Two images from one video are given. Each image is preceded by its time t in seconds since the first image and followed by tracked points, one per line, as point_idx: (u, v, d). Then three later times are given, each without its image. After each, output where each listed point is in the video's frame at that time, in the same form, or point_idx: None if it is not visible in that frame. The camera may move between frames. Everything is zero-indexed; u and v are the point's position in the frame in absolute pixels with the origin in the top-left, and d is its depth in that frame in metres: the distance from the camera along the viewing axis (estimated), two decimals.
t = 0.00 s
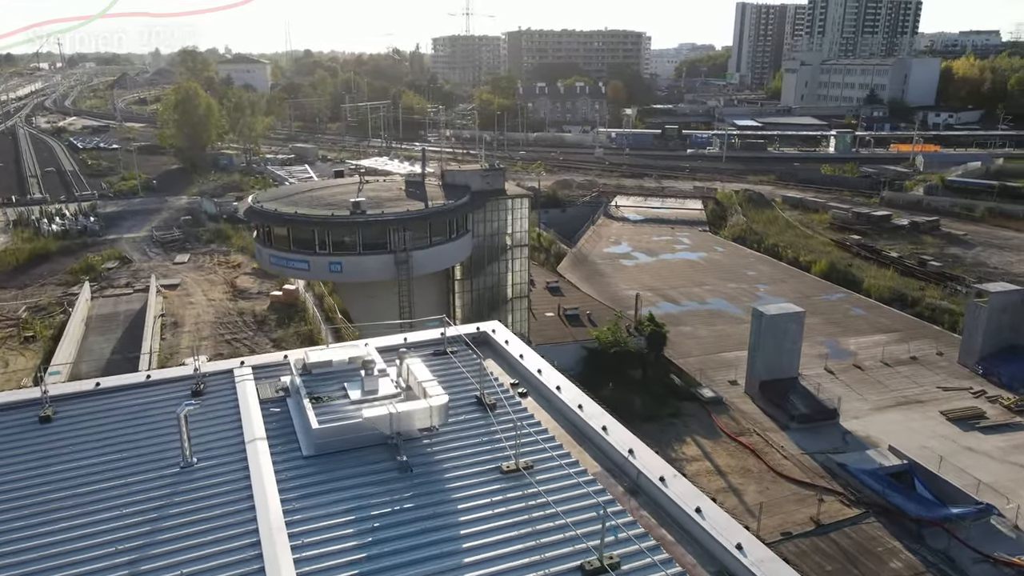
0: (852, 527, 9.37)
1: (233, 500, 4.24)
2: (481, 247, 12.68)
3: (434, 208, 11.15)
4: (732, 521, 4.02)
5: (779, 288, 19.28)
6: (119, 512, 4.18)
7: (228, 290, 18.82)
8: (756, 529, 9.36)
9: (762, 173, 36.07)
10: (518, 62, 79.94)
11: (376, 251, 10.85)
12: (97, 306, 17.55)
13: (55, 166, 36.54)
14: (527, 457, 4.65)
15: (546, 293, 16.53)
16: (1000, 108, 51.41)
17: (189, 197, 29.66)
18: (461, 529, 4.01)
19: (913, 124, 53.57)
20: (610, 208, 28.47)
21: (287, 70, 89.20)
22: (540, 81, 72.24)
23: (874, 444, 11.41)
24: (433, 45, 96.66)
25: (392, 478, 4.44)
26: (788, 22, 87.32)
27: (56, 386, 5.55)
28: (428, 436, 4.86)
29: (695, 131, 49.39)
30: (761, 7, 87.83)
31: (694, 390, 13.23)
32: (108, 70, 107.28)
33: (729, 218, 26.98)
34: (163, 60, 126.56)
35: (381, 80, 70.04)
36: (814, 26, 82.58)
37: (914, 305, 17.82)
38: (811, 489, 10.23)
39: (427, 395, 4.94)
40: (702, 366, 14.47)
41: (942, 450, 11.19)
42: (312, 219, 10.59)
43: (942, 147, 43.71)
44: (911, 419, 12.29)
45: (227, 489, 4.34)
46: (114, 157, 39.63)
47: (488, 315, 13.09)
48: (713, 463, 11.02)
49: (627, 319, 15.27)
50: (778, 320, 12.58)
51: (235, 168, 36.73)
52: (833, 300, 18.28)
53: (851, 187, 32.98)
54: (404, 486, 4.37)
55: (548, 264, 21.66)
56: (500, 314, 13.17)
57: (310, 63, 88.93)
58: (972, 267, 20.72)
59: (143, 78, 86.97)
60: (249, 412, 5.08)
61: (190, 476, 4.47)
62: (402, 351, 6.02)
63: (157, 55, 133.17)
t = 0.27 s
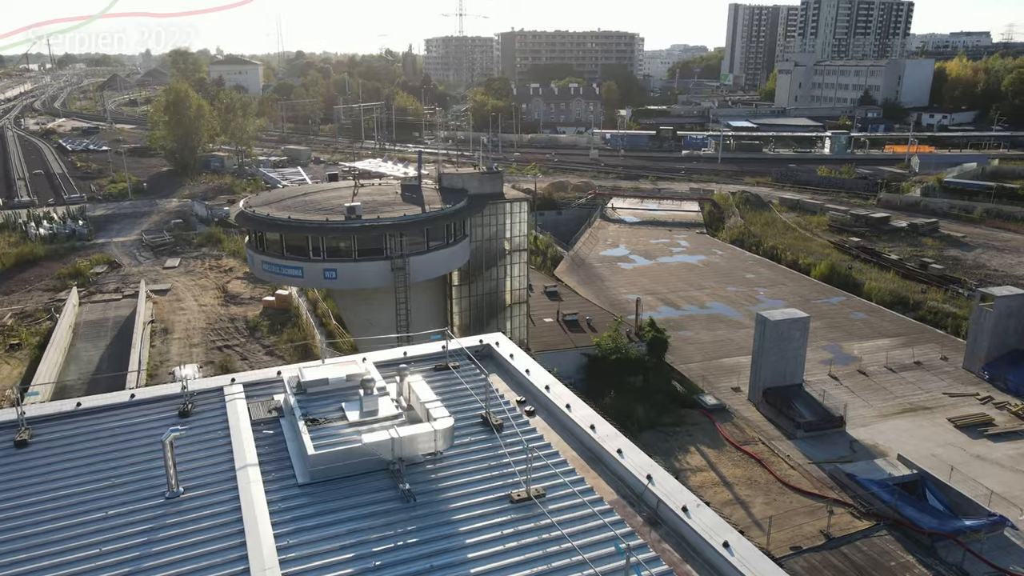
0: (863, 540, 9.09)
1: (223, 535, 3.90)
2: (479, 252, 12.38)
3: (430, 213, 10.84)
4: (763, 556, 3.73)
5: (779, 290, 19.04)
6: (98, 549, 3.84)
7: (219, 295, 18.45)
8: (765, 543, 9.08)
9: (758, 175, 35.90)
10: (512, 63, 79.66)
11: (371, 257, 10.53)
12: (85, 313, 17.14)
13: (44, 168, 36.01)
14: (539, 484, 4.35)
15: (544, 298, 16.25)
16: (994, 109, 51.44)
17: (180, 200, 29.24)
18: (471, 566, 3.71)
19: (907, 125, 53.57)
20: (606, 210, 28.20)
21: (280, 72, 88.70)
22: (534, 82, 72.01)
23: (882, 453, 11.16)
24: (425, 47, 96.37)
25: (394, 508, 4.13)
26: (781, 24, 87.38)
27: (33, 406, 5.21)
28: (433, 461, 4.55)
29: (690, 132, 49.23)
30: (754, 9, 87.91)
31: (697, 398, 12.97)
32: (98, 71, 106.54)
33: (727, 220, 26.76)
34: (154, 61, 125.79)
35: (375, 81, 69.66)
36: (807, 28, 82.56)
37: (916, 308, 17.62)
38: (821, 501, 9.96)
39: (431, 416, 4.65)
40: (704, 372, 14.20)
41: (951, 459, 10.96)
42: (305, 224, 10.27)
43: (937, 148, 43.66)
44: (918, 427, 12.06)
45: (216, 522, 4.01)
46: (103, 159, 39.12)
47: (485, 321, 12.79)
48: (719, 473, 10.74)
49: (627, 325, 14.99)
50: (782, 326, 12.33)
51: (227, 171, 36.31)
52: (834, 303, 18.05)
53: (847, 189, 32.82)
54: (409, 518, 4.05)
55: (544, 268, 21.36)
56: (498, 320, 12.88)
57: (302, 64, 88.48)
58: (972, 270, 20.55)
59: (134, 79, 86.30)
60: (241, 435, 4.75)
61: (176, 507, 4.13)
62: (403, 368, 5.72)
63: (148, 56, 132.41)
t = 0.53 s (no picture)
0: (876, 555, 8.83)
1: None
2: (478, 257, 12.09)
3: (428, 218, 10.53)
4: None
5: (779, 294, 18.80)
6: None
7: (210, 300, 18.09)
8: (775, 559, 8.81)
9: (755, 176, 35.71)
10: (506, 64, 79.40)
11: (367, 264, 10.22)
12: (73, 319, 16.76)
13: (33, 171, 35.54)
14: (552, 517, 4.05)
15: (543, 303, 15.97)
16: (988, 110, 51.44)
17: (171, 203, 28.84)
18: None
19: (902, 126, 53.53)
20: (602, 212, 27.93)
21: (272, 73, 88.23)
22: (528, 83, 71.79)
23: (891, 463, 10.91)
24: (419, 47, 96.05)
25: (397, 544, 3.81)
26: (775, 25, 87.43)
27: (8, 431, 4.90)
28: (436, 490, 4.25)
29: (685, 133, 49.06)
30: (747, 10, 87.87)
31: (700, 406, 12.70)
32: (89, 72, 105.91)
33: (725, 223, 26.53)
34: (145, 63, 125.15)
35: (368, 82, 69.30)
36: (800, 29, 82.57)
37: (919, 312, 17.40)
38: (830, 514, 9.69)
39: (434, 443, 4.35)
40: (706, 379, 13.94)
41: (962, 470, 10.71)
42: (298, 229, 9.95)
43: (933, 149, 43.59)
44: (926, 435, 11.81)
45: (202, 561, 3.68)
46: (94, 161, 38.65)
47: (484, 328, 12.49)
48: (725, 485, 10.47)
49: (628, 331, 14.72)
50: (788, 332, 12.07)
51: (219, 173, 35.91)
52: (836, 307, 17.82)
53: (845, 190, 32.64)
54: (412, 555, 3.75)
55: (542, 271, 21.06)
56: (497, 327, 12.59)
57: (295, 65, 88.05)
58: (974, 272, 20.36)
59: (125, 80, 85.66)
60: (230, 462, 4.44)
61: (158, 545, 3.81)
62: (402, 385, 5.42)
63: (140, 57, 131.82)
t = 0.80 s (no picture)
0: (887, 572, 8.57)
1: None
2: (475, 263, 11.78)
3: (423, 224, 10.23)
4: None
5: (779, 298, 18.55)
6: None
7: (200, 306, 17.71)
8: None
9: (751, 178, 35.52)
10: (499, 65, 79.11)
11: (361, 271, 9.90)
12: (59, 326, 16.35)
13: (21, 173, 35.04)
14: (565, 557, 3.79)
15: (540, 309, 15.67)
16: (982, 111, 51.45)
17: (161, 206, 28.41)
18: None
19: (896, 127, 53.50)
20: (598, 215, 27.66)
21: (264, 74, 87.69)
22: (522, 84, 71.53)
23: (899, 474, 10.65)
24: (412, 48, 95.77)
25: None
26: (768, 27, 87.48)
27: None
28: (438, 526, 3.98)
29: (680, 135, 48.88)
30: (740, 11, 87.90)
31: (702, 414, 12.43)
32: (79, 73, 105.23)
33: (722, 225, 26.29)
34: (137, 64, 124.44)
35: (361, 83, 68.91)
36: (793, 30, 82.58)
37: (920, 316, 17.18)
38: (839, 528, 9.42)
39: (436, 475, 4.08)
40: (708, 386, 13.66)
41: (972, 480, 10.47)
42: (289, 236, 9.62)
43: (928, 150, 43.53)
44: (934, 444, 11.57)
45: None
46: (83, 163, 38.16)
47: (481, 335, 12.20)
48: (729, 497, 10.19)
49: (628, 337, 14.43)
50: (792, 339, 11.81)
51: (210, 176, 35.48)
52: (837, 311, 17.58)
53: (841, 192, 32.47)
54: None
55: (538, 275, 20.76)
56: (494, 335, 12.29)
57: (288, 66, 87.53)
58: (974, 275, 20.17)
59: (116, 82, 85.00)
60: (214, 494, 4.14)
61: None
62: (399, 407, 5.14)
63: (131, 59, 131.08)
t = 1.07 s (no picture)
0: None
1: None
2: (471, 270, 11.49)
3: (418, 230, 9.92)
4: None
5: (778, 301, 18.33)
6: None
7: (190, 312, 17.36)
8: None
9: (747, 180, 35.35)
10: (492, 66, 78.88)
11: (355, 279, 9.58)
12: (44, 334, 15.97)
13: (8, 176, 34.54)
14: None
15: (537, 314, 15.39)
16: (976, 112, 51.48)
17: (150, 209, 28.00)
18: None
19: (890, 129, 53.50)
20: (594, 217, 27.39)
21: (256, 76, 87.16)
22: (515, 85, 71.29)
23: (907, 485, 10.40)
24: (405, 50, 95.47)
25: None
26: (761, 29, 87.56)
27: None
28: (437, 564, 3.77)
29: (674, 136, 48.68)
30: (733, 12, 87.93)
31: (704, 422, 12.15)
32: (70, 74, 104.54)
33: (719, 228, 26.09)
34: (127, 65, 123.99)
35: (353, 85, 68.55)
36: (786, 32, 82.63)
37: (921, 320, 16.97)
38: (847, 542, 9.17)
39: (437, 510, 3.87)
40: (709, 394, 13.39)
41: (981, 492, 10.24)
42: (279, 243, 9.30)
43: (922, 152, 43.48)
44: (941, 453, 11.33)
45: None
46: (72, 166, 37.67)
47: (478, 343, 11.90)
48: (734, 510, 9.93)
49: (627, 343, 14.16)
50: (796, 346, 11.56)
51: (201, 179, 35.08)
52: (837, 315, 17.36)
53: (837, 194, 32.32)
54: None
55: (534, 279, 20.47)
56: (491, 343, 12.00)
57: (279, 67, 87.03)
58: (974, 278, 20.00)
59: (106, 83, 84.34)
60: (195, 531, 3.91)
61: None
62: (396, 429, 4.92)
63: (122, 60, 130.28)
